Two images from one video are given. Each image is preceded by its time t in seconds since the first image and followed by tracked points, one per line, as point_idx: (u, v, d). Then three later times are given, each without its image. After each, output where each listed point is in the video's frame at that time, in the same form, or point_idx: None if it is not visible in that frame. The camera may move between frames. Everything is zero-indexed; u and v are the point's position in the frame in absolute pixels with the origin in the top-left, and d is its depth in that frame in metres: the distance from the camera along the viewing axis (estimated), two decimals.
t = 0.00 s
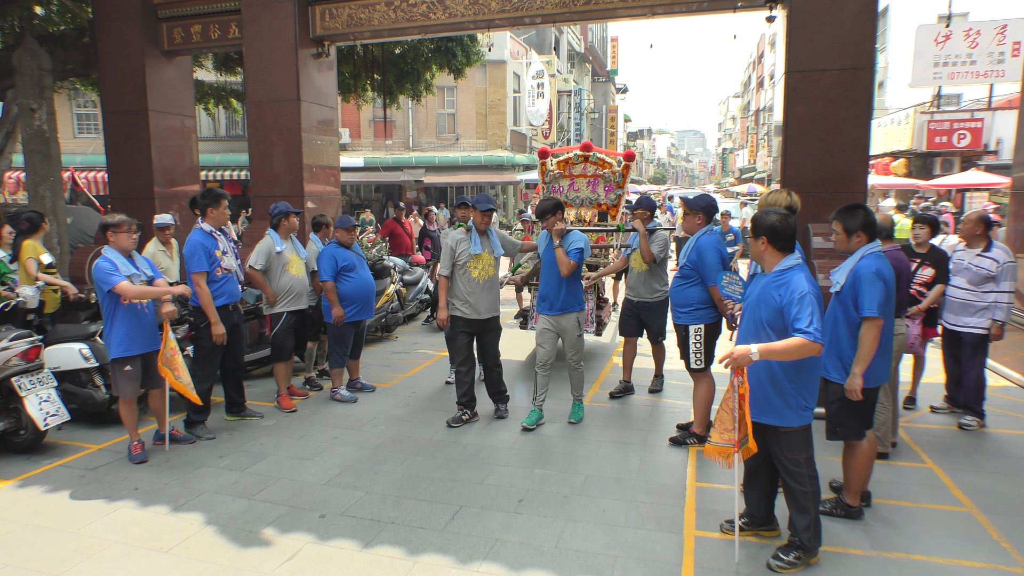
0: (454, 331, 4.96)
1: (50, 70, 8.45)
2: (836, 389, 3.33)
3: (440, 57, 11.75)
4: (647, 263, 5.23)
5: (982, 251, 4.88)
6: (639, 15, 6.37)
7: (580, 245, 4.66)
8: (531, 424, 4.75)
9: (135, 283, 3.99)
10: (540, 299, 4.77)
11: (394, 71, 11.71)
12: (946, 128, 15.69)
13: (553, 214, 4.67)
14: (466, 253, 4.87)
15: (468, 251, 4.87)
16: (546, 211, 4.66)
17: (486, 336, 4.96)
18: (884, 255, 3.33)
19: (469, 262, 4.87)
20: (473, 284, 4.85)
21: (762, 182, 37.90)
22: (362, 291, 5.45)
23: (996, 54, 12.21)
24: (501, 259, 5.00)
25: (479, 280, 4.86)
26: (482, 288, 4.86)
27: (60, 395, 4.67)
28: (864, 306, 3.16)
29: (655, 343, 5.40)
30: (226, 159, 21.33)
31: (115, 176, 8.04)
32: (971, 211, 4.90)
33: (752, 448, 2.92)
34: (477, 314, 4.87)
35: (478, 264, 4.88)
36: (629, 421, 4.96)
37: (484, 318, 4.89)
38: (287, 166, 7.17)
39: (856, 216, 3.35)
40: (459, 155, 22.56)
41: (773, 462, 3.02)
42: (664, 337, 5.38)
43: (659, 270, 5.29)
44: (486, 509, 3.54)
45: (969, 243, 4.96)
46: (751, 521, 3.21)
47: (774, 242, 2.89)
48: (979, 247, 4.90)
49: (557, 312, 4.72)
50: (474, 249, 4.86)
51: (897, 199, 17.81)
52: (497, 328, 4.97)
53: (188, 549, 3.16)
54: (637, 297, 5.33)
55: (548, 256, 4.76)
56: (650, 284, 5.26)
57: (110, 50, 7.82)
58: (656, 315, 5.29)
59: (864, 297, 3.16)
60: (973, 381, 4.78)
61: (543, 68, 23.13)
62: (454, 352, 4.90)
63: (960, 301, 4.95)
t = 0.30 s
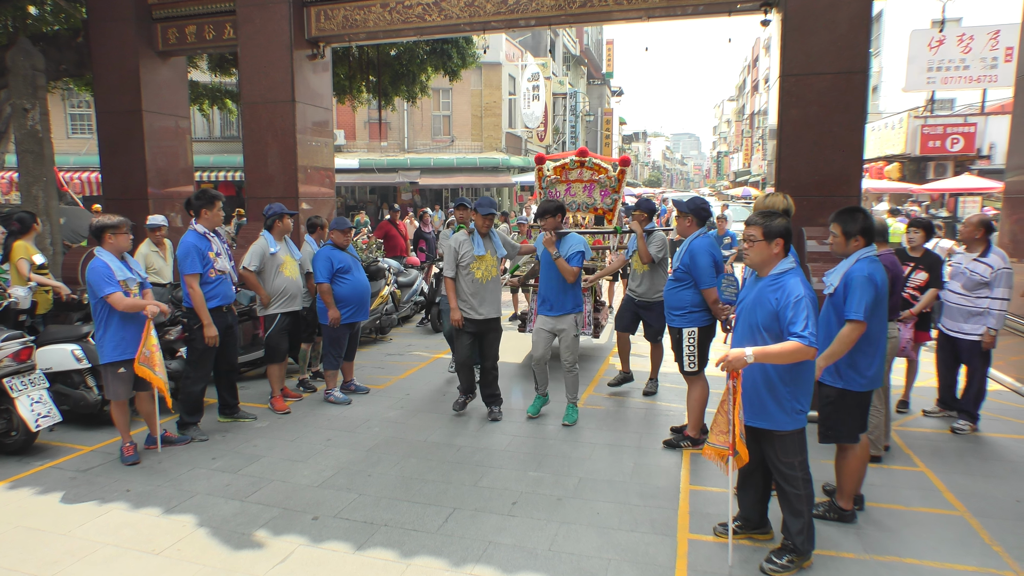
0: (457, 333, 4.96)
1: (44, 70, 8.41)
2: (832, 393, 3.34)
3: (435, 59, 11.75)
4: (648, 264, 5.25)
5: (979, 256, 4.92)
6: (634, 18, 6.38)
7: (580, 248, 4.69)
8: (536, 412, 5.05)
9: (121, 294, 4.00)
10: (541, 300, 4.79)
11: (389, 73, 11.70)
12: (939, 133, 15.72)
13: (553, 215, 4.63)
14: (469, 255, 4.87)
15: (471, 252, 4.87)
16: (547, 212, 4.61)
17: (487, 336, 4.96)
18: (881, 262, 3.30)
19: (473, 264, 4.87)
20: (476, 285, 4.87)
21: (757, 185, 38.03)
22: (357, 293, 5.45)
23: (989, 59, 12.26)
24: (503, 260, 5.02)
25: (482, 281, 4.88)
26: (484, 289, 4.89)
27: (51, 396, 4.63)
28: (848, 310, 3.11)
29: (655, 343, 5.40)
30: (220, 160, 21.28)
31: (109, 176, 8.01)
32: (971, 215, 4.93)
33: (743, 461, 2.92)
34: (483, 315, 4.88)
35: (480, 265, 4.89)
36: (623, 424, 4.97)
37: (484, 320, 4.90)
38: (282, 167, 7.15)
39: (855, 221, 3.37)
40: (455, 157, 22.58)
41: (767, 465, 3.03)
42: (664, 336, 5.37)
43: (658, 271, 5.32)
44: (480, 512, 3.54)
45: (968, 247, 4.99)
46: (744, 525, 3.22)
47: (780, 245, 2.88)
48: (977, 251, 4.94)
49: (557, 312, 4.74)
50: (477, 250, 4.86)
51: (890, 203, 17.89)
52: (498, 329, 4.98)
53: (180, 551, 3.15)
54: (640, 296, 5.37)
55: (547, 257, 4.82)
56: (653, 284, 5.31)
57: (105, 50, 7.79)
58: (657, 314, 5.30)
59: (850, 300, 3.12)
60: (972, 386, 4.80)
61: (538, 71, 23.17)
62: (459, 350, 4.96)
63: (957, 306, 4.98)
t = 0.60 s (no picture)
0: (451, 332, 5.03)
1: (44, 71, 8.42)
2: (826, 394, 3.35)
3: (435, 60, 11.75)
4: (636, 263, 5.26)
5: (980, 258, 4.90)
6: (634, 18, 6.38)
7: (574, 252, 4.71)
8: (535, 412, 5.12)
9: (121, 296, 4.00)
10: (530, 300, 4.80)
11: (389, 74, 11.71)
12: (940, 133, 15.70)
13: (547, 216, 4.74)
14: (460, 254, 4.88)
15: (463, 253, 4.87)
16: (537, 212, 4.73)
17: (476, 333, 4.95)
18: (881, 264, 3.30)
19: (464, 264, 4.88)
20: (466, 284, 4.88)
21: (756, 185, 38.06)
22: (357, 294, 5.44)
23: (989, 59, 12.24)
24: (495, 261, 5.02)
25: (472, 281, 4.89)
26: (474, 289, 4.88)
27: (51, 398, 4.63)
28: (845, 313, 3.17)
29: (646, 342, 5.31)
30: (220, 161, 21.30)
31: (108, 177, 8.01)
32: (973, 217, 4.94)
33: (750, 467, 2.92)
34: (469, 314, 4.90)
35: (471, 265, 4.90)
36: (623, 425, 4.97)
37: (470, 319, 4.91)
38: (281, 168, 7.15)
39: (853, 223, 3.37)
40: (454, 158, 22.59)
41: (767, 466, 3.02)
42: (655, 336, 5.23)
43: (647, 271, 5.30)
44: (480, 513, 3.54)
45: (970, 248, 4.99)
46: (744, 526, 3.21)
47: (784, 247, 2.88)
48: (978, 253, 4.93)
49: (547, 313, 4.72)
50: (468, 250, 4.87)
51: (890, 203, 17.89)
52: (487, 326, 4.94)
53: (180, 552, 3.15)
54: (628, 298, 5.34)
55: (538, 257, 4.83)
56: (640, 283, 5.27)
57: (104, 51, 7.79)
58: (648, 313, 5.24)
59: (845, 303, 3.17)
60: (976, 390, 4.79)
61: (538, 72, 23.19)
62: (455, 348, 5.01)
63: (957, 308, 4.98)
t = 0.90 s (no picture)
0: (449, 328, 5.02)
1: (44, 69, 8.41)
2: (824, 392, 3.36)
3: (436, 58, 11.74)
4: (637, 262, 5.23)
5: (977, 255, 4.89)
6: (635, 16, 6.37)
7: (574, 252, 4.72)
8: (536, 409, 5.12)
9: (121, 296, 3.99)
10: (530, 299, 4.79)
11: (390, 72, 11.71)
12: (941, 132, 15.65)
13: (546, 216, 4.73)
14: (461, 253, 4.88)
15: (463, 251, 4.88)
16: (538, 212, 4.74)
17: (474, 331, 4.93)
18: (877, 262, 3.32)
19: (464, 262, 4.88)
20: (465, 282, 4.87)
21: (757, 184, 38.07)
22: (358, 292, 5.44)
23: (991, 58, 12.22)
24: (495, 260, 5.01)
25: (471, 279, 4.88)
26: (474, 288, 4.88)
27: (51, 396, 4.63)
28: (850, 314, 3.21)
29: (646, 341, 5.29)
30: (221, 160, 21.30)
31: (109, 175, 8.01)
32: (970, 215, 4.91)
33: (751, 468, 2.92)
34: (458, 311, 4.91)
35: (471, 263, 4.89)
36: (623, 424, 4.96)
37: (463, 317, 4.90)
38: (282, 166, 7.14)
39: (852, 222, 3.35)
40: (455, 157, 22.58)
41: (767, 466, 3.02)
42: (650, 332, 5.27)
43: (648, 270, 5.26)
44: (479, 512, 3.53)
45: (966, 246, 4.96)
46: (744, 525, 3.21)
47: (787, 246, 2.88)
48: (975, 251, 4.91)
49: (546, 313, 4.74)
50: (468, 249, 4.87)
51: (892, 202, 17.86)
52: (484, 323, 4.91)
53: (180, 550, 3.14)
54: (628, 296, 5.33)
55: (538, 257, 4.82)
56: (638, 282, 5.26)
57: (105, 50, 7.79)
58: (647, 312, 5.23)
59: (850, 304, 3.20)
60: (972, 386, 4.80)
61: (539, 70, 23.15)
62: (454, 346, 4.97)
63: (954, 306, 4.97)
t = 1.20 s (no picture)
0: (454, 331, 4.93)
1: (43, 69, 8.39)
2: (824, 391, 3.36)
3: (434, 57, 11.74)
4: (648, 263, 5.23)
5: (971, 253, 4.74)
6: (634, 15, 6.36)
7: (582, 249, 4.75)
8: (534, 408, 5.11)
9: (121, 296, 4.00)
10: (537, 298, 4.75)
11: (389, 71, 11.70)
12: (940, 129, 15.77)
13: (552, 215, 4.78)
14: (468, 253, 4.87)
15: (470, 251, 4.87)
16: (546, 212, 4.77)
17: (484, 335, 4.96)
18: (872, 261, 3.34)
19: (471, 263, 4.87)
20: (474, 284, 4.86)
21: (757, 182, 38.07)
22: (357, 291, 5.43)
23: (990, 55, 12.22)
24: (502, 260, 5.00)
25: (480, 279, 4.87)
26: (482, 289, 4.87)
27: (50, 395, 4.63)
28: (844, 313, 3.23)
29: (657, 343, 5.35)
30: (220, 159, 21.30)
31: (107, 175, 8.00)
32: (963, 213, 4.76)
33: (745, 468, 2.92)
34: (470, 313, 4.88)
35: (480, 264, 4.88)
36: (622, 423, 4.96)
37: (477, 317, 4.89)
38: (281, 166, 7.13)
39: (848, 221, 3.34)
40: (454, 155, 22.58)
41: (765, 464, 3.02)
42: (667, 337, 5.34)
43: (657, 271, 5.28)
44: (478, 511, 3.53)
45: (960, 245, 4.83)
46: (743, 523, 3.21)
47: (789, 244, 2.87)
48: (969, 249, 4.77)
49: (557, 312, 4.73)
50: (477, 248, 4.86)
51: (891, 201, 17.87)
52: (495, 327, 4.96)
53: (179, 550, 3.14)
54: (638, 298, 5.31)
55: (546, 257, 4.78)
56: (651, 283, 5.26)
57: (103, 49, 7.78)
58: (657, 315, 5.27)
59: (844, 302, 3.22)
60: (952, 384, 4.72)
61: (538, 69, 23.12)
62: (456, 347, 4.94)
63: (946, 303, 4.84)
